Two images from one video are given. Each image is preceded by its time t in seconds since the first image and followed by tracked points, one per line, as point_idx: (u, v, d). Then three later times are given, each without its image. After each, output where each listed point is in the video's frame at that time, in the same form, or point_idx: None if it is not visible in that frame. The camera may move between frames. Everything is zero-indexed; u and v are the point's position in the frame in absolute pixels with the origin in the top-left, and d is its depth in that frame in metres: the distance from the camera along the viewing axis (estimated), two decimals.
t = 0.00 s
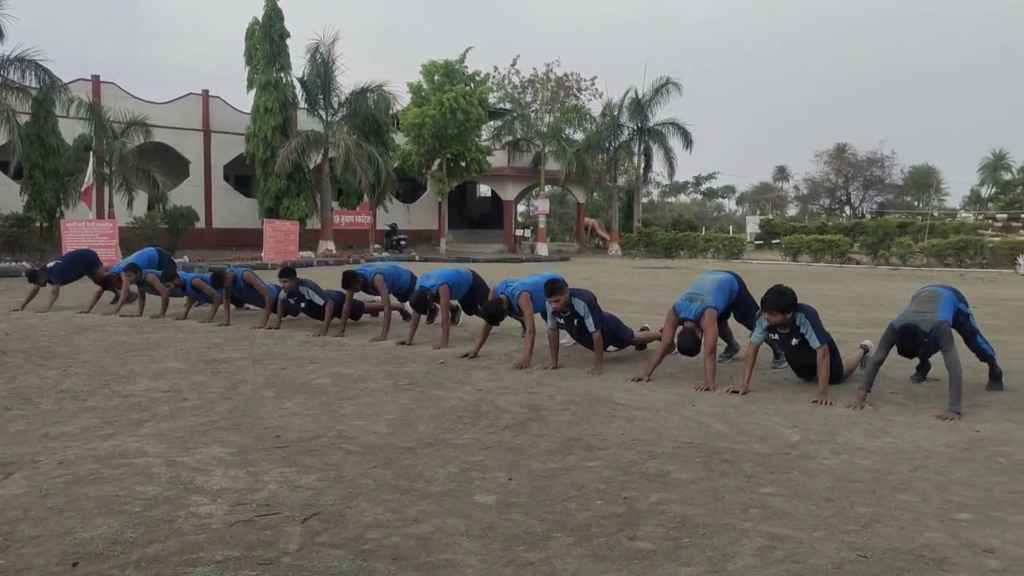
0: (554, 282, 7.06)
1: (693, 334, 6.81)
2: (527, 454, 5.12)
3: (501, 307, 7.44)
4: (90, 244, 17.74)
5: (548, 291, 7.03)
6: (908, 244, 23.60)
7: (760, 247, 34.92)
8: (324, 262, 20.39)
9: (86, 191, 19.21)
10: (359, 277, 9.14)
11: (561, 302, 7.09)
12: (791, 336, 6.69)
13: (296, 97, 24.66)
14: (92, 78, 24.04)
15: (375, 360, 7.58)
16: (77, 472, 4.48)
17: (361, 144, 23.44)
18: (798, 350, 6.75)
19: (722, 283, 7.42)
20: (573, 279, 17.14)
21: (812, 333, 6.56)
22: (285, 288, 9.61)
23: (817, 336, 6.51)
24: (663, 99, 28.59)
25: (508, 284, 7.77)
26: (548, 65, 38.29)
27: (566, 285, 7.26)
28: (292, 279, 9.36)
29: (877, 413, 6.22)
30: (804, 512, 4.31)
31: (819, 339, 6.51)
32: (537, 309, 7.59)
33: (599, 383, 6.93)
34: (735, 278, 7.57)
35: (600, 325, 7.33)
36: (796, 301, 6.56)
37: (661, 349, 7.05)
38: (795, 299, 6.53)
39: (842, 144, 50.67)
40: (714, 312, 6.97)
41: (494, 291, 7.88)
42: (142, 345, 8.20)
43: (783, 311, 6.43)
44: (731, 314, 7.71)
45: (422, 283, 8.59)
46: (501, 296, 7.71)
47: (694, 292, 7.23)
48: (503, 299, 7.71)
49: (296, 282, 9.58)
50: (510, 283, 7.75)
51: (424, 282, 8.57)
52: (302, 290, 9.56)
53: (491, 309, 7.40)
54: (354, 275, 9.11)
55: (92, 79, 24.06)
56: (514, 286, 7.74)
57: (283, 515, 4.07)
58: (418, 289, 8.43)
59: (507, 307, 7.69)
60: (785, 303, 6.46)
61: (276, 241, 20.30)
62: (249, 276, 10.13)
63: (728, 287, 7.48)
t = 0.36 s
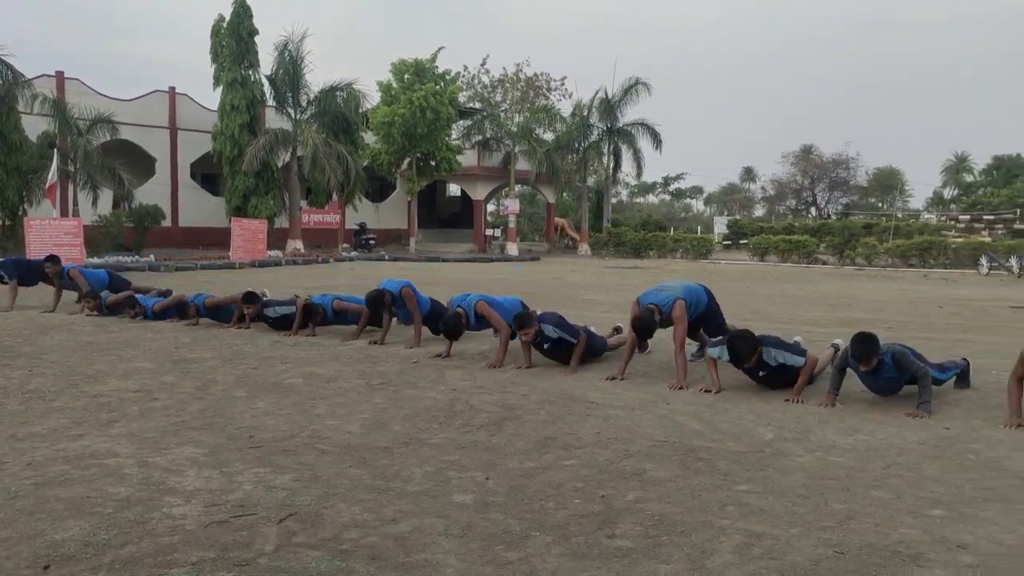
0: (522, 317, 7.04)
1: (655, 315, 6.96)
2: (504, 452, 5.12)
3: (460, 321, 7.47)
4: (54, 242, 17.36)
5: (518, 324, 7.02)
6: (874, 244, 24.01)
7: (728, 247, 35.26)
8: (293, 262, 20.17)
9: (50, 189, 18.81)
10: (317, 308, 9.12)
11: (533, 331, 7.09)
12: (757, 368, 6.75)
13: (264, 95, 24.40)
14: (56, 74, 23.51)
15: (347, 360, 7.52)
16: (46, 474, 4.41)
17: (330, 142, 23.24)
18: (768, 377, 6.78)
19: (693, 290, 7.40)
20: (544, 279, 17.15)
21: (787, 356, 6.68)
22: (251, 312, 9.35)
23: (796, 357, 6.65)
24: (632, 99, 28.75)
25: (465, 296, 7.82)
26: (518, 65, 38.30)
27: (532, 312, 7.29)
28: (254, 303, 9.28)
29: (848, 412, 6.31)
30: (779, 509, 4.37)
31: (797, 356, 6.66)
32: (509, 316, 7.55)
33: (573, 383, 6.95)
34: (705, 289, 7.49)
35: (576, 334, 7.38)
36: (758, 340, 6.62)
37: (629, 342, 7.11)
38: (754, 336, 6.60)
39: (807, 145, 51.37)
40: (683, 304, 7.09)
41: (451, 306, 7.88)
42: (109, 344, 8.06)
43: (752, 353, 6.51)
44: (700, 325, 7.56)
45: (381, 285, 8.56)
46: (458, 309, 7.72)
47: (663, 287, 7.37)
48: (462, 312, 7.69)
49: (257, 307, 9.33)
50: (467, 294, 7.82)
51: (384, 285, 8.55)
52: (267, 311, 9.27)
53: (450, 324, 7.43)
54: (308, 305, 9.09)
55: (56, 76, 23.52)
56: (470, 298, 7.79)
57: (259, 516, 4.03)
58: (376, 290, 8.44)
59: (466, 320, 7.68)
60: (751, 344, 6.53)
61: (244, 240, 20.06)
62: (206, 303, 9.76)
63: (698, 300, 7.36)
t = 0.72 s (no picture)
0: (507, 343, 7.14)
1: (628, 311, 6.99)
2: (492, 451, 5.13)
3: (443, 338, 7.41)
4: (34, 242, 17.16)
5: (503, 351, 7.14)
6: (854, 244, 24.28)
7: (710, 247, 35.49)
8: (276, 261, 20.07)
9: (30, 189, 18.62)
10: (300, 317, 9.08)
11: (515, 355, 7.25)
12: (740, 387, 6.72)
13: (247, 94, 24.26)
14: (36, 72, 23.24)
15: (333, 359, 7.50)
16: (31, 474, 4.40)
17: (312, 141, 23.13)
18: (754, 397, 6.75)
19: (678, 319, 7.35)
20: (528, 278, 17.19)
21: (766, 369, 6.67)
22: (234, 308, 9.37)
23: (776, 362, 6.69)
24: (616, 99, 28.85)
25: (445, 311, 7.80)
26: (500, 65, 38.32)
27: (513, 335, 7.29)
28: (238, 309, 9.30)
29: (832, 409, 6.37)
30: (766, 505, 4.42)
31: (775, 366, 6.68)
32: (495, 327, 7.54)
33: (560, 381, 6.98)
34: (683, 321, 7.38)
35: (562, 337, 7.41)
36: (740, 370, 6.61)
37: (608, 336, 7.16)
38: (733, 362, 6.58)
39: (788, 146, 51.81)
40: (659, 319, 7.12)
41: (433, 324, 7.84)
42: (92, 343, 8.00)
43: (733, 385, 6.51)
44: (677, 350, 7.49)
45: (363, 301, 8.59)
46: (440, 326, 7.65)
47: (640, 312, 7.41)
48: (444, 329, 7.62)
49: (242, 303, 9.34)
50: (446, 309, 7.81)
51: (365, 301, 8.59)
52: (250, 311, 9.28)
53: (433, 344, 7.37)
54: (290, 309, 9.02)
55: (36, 73, 23.25)
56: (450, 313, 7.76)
57: (248, 514, 4.02)
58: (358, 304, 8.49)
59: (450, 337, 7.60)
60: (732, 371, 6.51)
61: (226, 240, 19.94)
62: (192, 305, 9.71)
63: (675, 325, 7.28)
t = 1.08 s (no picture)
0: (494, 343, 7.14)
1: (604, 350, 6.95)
2: (480, 447, 5.17)
3: (430, 327, 7.56)
4: (14, 241, 17.00)
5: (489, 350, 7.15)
6: (835, 243, 24.54)
7: (693, 246, 35.69)
8: (259, 261, 19.98)
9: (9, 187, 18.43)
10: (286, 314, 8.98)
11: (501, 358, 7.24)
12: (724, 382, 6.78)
13: (230, 93, 24.14)
14: (15, 69, 23.00)
15: (319, 357, 7.50)
16: (19, 472, 4.41)
17: (296, 140, 23.05)
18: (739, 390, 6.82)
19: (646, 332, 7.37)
20: (512, 277, 17.23)
21: (749, 366, 6.76)
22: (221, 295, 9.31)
23: (759, 359, 6.80)
24: (599, 99, 28.98)
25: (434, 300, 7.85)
26: (484, 65, 38.35)
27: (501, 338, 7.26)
28: (227, 285, 9.07)
29: (815, 405, 6.48)
30: (752, 498, 4.49)
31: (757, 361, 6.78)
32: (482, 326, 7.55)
33: (546, 378, 7.03)
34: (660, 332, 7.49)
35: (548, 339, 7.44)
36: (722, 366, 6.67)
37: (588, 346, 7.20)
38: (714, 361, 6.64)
39: (769, 146, 52.21)
40: (636, 342, 7.06)
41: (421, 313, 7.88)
42: (76, 343, 7.97)
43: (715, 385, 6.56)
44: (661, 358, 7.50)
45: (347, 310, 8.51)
46: (428, 314, 7.73)
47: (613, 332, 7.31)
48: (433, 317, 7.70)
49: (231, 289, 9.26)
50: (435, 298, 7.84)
51: (348, 308, 8.51)
52: (239, 296, 9.22)
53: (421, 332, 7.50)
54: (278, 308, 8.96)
55: (16, 71, 23.03)
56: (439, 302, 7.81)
57: (238, 510, 4.03)
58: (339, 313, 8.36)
59: (438, 326, 7.69)
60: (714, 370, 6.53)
61: (209, 239, 19.83)
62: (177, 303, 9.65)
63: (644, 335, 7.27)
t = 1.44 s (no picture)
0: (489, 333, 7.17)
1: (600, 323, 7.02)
2: (478, 435, 5.20)
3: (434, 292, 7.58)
4: (5, 230, 16.91)
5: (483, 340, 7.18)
6: (828, 231, 24.62)
7: (686, 235, 35.73)
8: (252, 250, 19.94)
9: None
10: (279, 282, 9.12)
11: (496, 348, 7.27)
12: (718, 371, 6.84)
13: (222, 81, 24.01)
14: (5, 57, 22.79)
15: (316, 346, 7.52)
16: (20, 462, 4.43)
17: (288, 129, 22.97)
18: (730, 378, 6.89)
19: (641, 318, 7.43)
20: (506, 266, 17.24)
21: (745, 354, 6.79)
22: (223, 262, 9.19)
23: (755, 348, 6.82)
24: (592, 87, 28.94)
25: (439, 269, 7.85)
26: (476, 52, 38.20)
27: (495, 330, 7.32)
28: (232, 251, 8.93)
29: (809, 392, 6.54)
30: (747, 485, 4.54)
31: (754, 351, 6.80)
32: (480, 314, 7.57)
33: (542, 367, 7.06)
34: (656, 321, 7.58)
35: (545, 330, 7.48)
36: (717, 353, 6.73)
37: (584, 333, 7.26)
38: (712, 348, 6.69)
39: (762, 134, 52.22)
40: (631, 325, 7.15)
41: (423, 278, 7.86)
42: (71, 332, 7.96)
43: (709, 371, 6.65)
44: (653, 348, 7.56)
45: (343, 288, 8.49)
46: (433, 280, 7.73)
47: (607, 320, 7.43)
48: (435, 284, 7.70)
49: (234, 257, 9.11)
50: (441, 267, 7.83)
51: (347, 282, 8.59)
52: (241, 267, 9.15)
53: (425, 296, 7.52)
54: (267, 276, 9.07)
55: (5, 59, 22.80)
56: (446, 270, 7.82)
57: (239, 498, 4.06)
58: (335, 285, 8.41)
59: (442, 293, 7.71)
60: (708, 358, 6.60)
61: (202, 228, 19.75)
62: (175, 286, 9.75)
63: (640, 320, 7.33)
